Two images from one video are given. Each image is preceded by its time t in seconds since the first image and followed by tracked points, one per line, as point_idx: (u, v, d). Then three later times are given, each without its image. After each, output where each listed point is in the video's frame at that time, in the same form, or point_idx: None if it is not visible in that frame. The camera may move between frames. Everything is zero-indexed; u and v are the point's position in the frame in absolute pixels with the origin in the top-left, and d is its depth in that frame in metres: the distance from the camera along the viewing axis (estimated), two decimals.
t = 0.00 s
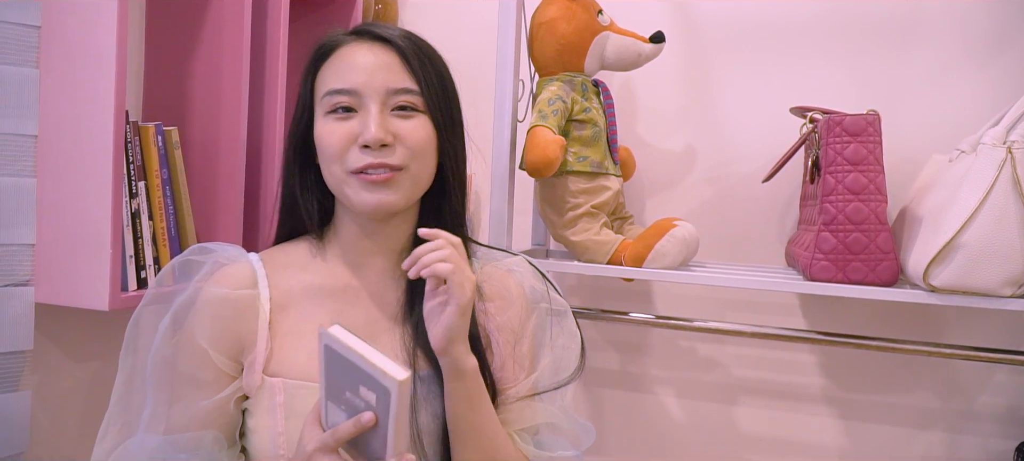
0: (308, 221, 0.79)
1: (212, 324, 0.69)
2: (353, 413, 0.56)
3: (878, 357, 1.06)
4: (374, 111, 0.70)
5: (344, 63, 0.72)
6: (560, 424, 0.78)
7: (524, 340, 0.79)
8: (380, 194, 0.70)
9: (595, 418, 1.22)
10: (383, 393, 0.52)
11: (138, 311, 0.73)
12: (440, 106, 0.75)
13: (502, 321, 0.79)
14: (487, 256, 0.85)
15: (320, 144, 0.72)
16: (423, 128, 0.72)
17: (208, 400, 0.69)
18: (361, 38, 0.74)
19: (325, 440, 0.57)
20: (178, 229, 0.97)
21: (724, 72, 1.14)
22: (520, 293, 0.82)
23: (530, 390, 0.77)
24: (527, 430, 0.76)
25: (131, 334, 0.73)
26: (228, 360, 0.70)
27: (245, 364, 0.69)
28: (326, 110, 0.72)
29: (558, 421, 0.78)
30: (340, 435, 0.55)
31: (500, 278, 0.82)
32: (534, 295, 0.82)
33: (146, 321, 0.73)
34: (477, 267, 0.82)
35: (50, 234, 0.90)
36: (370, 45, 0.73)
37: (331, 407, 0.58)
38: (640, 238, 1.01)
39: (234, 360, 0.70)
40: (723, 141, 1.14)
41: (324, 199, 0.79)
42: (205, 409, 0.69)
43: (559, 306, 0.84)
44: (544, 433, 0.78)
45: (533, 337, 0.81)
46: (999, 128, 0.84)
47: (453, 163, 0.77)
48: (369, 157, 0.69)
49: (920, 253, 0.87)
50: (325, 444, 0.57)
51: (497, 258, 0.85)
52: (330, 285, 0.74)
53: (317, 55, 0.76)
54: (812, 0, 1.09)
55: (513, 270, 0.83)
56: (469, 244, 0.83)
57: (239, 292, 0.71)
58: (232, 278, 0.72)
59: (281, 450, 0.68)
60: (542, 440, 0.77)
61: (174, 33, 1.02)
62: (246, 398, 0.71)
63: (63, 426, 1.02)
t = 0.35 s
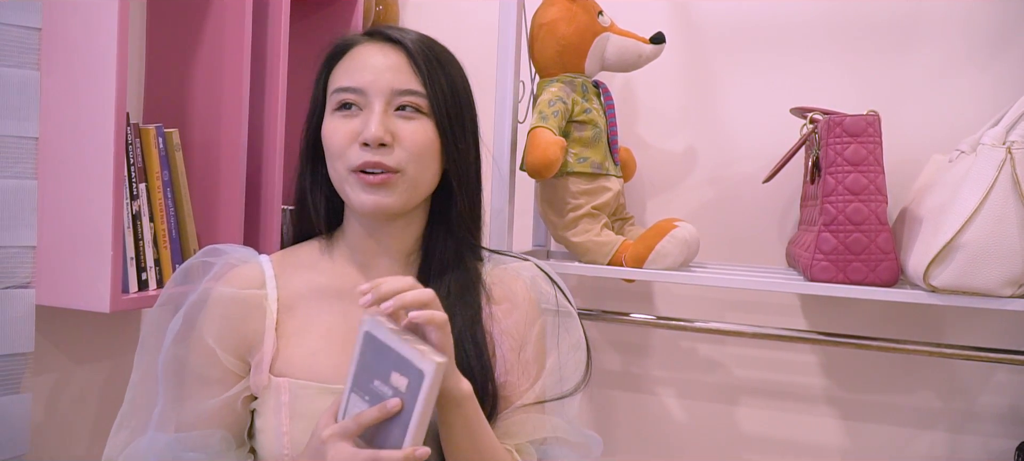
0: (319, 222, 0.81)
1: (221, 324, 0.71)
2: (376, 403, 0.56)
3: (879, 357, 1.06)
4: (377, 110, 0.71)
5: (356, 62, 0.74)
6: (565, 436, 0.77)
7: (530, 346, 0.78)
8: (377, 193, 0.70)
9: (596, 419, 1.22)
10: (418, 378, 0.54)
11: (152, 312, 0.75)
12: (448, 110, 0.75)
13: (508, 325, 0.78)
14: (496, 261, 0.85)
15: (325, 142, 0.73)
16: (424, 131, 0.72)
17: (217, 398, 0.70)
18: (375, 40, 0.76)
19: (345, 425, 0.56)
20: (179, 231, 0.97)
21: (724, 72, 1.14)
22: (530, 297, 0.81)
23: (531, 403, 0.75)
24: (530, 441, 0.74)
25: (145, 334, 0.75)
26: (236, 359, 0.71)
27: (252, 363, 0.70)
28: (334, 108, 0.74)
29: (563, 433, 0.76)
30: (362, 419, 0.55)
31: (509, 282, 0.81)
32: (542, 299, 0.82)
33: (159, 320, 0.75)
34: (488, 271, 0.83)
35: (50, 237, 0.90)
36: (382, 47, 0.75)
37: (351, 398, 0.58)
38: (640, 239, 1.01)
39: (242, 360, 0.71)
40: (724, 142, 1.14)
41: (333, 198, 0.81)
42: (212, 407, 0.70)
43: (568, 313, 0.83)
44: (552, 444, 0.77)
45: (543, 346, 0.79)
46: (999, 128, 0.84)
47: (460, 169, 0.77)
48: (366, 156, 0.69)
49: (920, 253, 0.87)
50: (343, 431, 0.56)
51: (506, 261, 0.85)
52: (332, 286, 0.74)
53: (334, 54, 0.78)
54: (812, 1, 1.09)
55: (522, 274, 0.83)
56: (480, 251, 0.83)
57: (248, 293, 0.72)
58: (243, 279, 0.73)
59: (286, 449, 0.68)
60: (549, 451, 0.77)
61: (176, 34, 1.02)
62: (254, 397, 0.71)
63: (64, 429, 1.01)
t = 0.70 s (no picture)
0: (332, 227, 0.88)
1: (233, 318, 0.78)
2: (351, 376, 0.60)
3: (879, 357, 1.07)
4: (384, 114, 0.73)
5: (370, 65, 0.76)
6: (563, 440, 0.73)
7: (520, 339, 0.74)
8: (379, 194, 0.72)
9: (596, 419, 1.22)
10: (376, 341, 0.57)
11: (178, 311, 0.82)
12: (455, 115, 0.75)
13: (498, 318, 0.75)
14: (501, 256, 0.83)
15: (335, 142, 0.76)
16: (429, 139, 0.73)
17: (227, 389, 0.76)
18: (390, 43, 0.78)
19: (321, 394, 0.60)
20: (180, 232, 0.97)
21: (724, 73, 1.14)
22: (524, 289, 0.77)
23: (519, 402, 0.71)
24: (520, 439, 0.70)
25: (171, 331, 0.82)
26: (244, 353, 0.77)
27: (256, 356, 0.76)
28: (347, 109, 0.77)
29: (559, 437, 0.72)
30: (331, 386, 0.59)
31: (505, 275, 0.78)
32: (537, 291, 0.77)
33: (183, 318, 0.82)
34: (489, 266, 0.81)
35: (52, 238, 0.90)
36: (395, 51, 0.76)
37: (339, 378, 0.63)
38: (640, 240, 1.01)
39: (249, 354, 0.77)
40: (725, 143, 1.14)
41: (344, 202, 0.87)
42: (223, 399, 0.76)
43: (568, 309, 0.79)
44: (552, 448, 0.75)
45: (538, 341, 0.75)
46: (999, 129, 0.84)
47: (464, 175, 0.77)
48: (371, 157, 0.71)
49: (920, 254, 0.87)
50: (319, 401, 0.61)
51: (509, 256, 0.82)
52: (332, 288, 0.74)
53: (353, 57, 0.81)
54: (813, 2, 1.09)
55: (520, 267, 0.79)
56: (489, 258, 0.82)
57: (259, 289, 0.79)
58: (259, 279, 0.81)
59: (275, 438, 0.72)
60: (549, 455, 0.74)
61: (177, 35, 1.02)
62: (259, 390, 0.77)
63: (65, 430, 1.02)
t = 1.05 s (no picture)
0: (341, 225, 0.88)
1: (239, 307, 0.79)
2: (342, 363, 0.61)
3: (878, 357, 1.07)
4: (392, 111, 0.73)
5: (384, 63, 0.76)
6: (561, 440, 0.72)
7: (518, 334, 0.74)
8: (383, 190, 0.72)
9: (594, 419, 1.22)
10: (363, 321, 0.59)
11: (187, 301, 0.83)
12: (464, 118, 0.75)
13: (496, 313, 0.75)
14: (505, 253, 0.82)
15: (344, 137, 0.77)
16: (435, 138, 0.73)
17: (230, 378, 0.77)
18: (404, 42, 0.78)
19: (312, 381, 0.62)
20: (179, 232, 0.97)
21: (723, 74, 1.14)
22: (523, 285, 0.76)
23: (515, 398, 0.70)
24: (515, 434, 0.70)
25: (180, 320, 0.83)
26: (248, 343, 0.78)
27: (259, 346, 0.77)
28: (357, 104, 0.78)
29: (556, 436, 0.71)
30: (322, 371, 0.61)
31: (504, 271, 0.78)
32: (535, 286, 0.77)
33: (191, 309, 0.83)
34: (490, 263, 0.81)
35: (51, 238, 0.90)
36: (408, 50, 0.77)
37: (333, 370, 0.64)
38: (639, 240, 1.01)
39: (253, 344, 0.78)
40: (724, 143, 1.14)
41: (351, 201, 0.87)
42: (227, 389, 0.77)
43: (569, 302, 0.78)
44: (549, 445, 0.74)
45: (536, 337, 0.74)
46: (998, 130, 0.84)
47: (470, 178, 0.77)
48: (377, 152, 0.72)
49: (918, 254, 0.87)
50: (310, 389, 0.62)
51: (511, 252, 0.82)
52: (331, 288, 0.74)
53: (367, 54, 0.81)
54: (811, 3, 1.09)
55: (520, 261, 0.79)
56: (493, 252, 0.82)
57: (266, 280, 0.80)
58: (266, 270, 0.82)
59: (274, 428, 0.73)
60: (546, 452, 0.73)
61: (177, 36, 1.02)
62: (262, 381, 0.77)
63: (64, 429, 1.02)
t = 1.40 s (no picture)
0: (331, 220, 0.88)
1: (229, 306, 0.79)
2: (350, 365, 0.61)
3: (871, 354, 1.07)
4: (384, 106, 0.73)
5: (377, 58, 0.76)
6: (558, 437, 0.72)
7: (518, 335, 0.74)
8: (374, 186, 0.72)
9: (589, 416, 1.22)
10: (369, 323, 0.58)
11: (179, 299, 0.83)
12: (457, 112, 0.75)
13: (495, 313, 0.75)
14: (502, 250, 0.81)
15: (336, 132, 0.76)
16: (428, 135, 0.73)
17: (221, 380, 0.77)
18: (397, 36, 0.78)
19: (317, 384, 0.61)
20: (171, 229, 0.97)
21: (718, 70, 1.14)
22: (522, 285, 0.76)
23: (514, 398, 0.70)
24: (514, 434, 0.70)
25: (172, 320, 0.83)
26: (238, 343, 0.78)
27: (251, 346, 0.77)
28: (350, 99, 0.77)
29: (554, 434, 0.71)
30: (327, 375, 0.60)
31: (503, 270, 0.78)
32: (535, 286, 0.77)
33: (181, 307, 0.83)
34: (489, 260, 0.80)
35: (43, 235, 0.89)
36: (401, 44, 0.76)
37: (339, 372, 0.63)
38: (633, 236, 1.01)
39: (244, 344, 0.78)
40: (718, 140, 1.14)
41: (342, 196, 0.87)
42: (217, 390, 0.77)
43: (567, 301, 0.78)
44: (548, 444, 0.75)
45: (534, 339, 0.74)
46: (990, 126, 0.85)
47: (464, 174, 0.77)
48: (369, 148, 0.72)
49: (911, 250, 0.87)
50: (314, 392, 0.62)
51: (508, 249, 0.81)
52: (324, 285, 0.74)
53: (361, 47, 0.81)
54: None
55: (519, 261, 0.78)
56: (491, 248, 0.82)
57: (255, 278, 0.80)
58: (256, 268, 0.81)
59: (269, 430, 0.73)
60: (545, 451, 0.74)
61: (168, 31, 1.01)
62: (254, 381, 0.78)
63: (57, 427, 1.01)
